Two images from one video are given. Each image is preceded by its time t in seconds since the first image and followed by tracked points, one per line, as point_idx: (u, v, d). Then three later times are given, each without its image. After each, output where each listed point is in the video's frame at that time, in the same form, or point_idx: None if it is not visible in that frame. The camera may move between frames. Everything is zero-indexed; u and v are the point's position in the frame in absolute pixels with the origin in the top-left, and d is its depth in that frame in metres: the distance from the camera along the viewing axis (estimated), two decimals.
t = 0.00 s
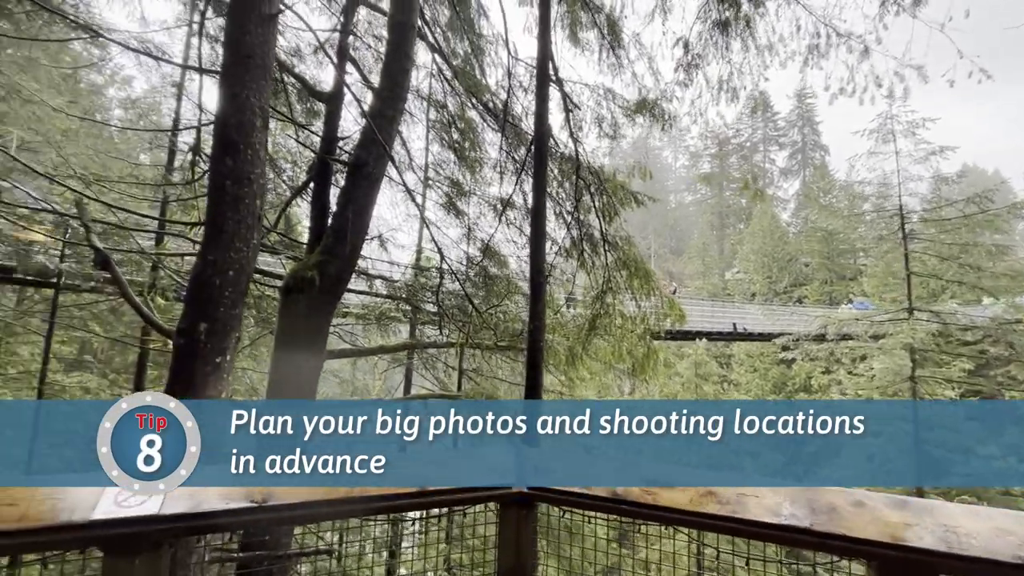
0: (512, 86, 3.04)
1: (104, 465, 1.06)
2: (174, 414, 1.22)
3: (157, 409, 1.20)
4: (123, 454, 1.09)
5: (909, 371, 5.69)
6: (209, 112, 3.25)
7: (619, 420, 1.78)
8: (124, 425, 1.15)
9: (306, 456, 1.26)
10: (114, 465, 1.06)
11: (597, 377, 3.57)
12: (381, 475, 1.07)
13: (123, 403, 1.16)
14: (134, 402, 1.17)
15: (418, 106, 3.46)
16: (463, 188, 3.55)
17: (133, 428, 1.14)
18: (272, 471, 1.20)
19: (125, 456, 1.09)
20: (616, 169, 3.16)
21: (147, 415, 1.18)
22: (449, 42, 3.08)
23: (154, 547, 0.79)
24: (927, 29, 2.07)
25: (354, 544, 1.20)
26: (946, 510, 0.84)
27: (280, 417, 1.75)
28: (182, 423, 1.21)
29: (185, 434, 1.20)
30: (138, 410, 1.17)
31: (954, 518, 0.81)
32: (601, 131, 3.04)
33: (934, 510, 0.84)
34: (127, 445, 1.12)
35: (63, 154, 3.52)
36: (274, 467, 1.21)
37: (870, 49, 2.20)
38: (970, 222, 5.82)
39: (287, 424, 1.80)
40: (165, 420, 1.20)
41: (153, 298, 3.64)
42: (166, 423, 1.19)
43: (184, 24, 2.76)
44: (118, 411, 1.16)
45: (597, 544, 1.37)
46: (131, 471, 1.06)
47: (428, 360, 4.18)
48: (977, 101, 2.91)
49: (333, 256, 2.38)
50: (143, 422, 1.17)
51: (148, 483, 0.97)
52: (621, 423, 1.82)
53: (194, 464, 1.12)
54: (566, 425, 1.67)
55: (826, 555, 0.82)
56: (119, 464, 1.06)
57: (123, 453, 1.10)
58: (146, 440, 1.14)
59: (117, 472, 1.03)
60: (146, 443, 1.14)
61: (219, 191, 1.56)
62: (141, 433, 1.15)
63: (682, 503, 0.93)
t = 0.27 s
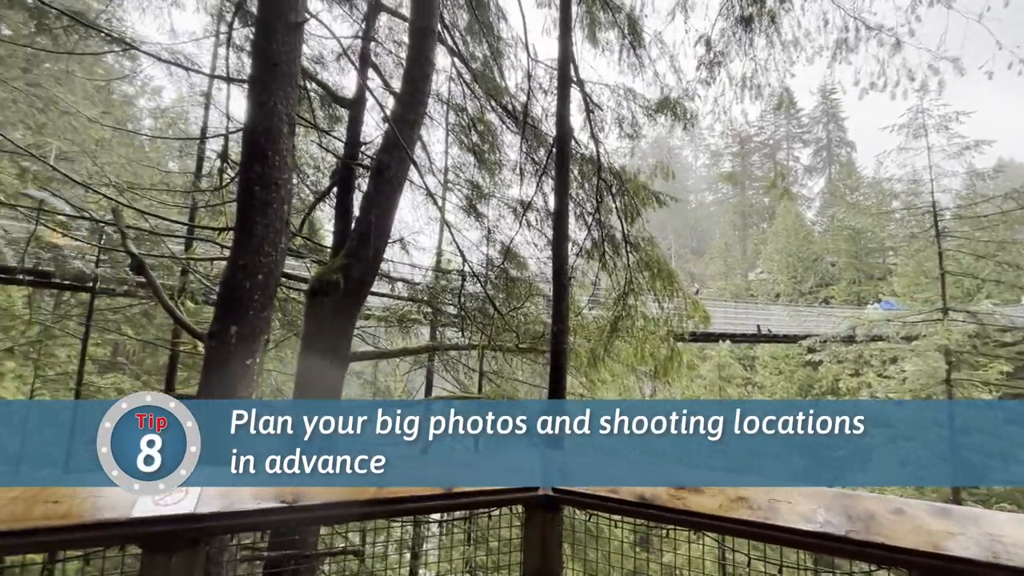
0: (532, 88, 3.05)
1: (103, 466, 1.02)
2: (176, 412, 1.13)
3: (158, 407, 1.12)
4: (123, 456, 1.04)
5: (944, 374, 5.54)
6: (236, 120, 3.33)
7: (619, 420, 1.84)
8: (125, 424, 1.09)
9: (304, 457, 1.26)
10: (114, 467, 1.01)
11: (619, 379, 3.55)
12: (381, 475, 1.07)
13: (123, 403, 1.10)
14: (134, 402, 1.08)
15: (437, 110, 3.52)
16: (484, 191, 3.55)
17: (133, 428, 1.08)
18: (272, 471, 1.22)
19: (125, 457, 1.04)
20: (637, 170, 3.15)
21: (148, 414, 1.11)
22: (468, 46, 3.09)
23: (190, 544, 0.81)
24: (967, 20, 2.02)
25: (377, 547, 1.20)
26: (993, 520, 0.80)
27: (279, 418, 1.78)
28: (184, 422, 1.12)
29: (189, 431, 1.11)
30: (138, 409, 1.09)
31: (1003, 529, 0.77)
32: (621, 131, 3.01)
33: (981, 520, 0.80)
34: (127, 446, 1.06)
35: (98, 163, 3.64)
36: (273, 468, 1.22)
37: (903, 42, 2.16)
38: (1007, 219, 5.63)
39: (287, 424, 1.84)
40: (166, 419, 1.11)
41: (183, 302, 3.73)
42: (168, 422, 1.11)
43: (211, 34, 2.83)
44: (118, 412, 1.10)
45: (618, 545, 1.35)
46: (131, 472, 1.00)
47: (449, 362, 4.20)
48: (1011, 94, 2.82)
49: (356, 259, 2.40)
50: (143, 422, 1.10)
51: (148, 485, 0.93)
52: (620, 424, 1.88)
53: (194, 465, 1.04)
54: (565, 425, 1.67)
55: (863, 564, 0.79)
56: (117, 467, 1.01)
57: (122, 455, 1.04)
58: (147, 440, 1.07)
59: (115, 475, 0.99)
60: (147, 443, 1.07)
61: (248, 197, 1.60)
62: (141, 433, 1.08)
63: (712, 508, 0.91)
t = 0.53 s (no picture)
0: (552, 89, 3.05)
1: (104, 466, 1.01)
2: (175, 412, 1.08)
3: (156, 406, 1.07)
4: (123, 454, 1.02)
5: (982, 377, 5.48)
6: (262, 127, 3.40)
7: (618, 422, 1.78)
8: (125, 422, 1.06)
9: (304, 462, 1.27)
10: (114, 466, 1.01)
11: (642, 382, 3.52)
12: (381, 475, 1.05)
13: (122, 402, 1.06)
14: (133, 402, 1.04)
15: (458, 114, 3.57)
16: (504, 193, 3.60)
17: (132, 428, 1.05)
18: (269, 471, 1.18)
19: (125, 457, 1.02)
20: (659, 170, 3.11)
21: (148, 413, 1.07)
22: (487, 49, 3.11)
23: (223, 543, 0.83)
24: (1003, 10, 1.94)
25: (402, 547, 1.20)
26: None
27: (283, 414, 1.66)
28: (184, 421, 1.09)
29: (190, 430, 1.09)
30: (137, 409, 1.05)
31: None
32: (642, 131, 3.00)
33: None
34: (126, 447, 1.04)
35: (132, 172, 3.76)
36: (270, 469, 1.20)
37: (938, 34, 2.10)
38: None
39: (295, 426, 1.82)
40: (165, 420, 1.07)
41: (212, 305, 3.82)
42: (167, 423, 1.07)
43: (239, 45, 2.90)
44: (118, 411, 1.06)
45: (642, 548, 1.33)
46: (132, 472, 1.00)
47: (470, 364, 4.22)
48: None
49: (380, 262, 2.43)
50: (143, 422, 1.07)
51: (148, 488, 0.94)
52: (621, 424, 1.89)
53: (195, 464, 1.04)
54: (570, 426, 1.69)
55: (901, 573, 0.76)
56: (116, 468, 1.00)
57: (122, 455, 1.02)
58: (147, 441, 1.05)
59: (116, 476, 0.99)
60: (146, 444, 1.05)
61: (276, 203, 1.63)
62: (140, 433, 1.05)
63: (742, 514, 0.88)
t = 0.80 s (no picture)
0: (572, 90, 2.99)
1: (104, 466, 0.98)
2: (175, 412, 1.05)
3: (156, 405, 1.04)
4: (123, 454, 1.00)
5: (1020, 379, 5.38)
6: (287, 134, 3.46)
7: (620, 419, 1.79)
8: (125, 422, 1.03)
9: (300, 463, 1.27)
10: (113, 467, 0.98)
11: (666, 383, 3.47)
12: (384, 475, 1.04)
13: (121, 401, 1.03)
14: (133, 402, 1.02)
15: (479, 117, 3.61)
16: (525, 195, 3.60)
17: (132, 428, 1.01)
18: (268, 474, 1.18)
19: (124, 457, 0.99)
20: (682, 169, 3.06)
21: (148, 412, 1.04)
22: (506, 51, 3.08)
23: (258, 540, 0.86)
24: None
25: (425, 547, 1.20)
26: None
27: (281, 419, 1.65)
28: (184, 421, 1.06)
29: (190, 430, 1.06)
30: (137, 409, 1.02)
31: None
32: (664, 130, 2.96)
33: None
34: (126, 446, 1.01)
35: (163, 179, 3.86)
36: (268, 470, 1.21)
37: (974, 23, 2.07)
38: None
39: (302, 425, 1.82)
40: (165, 419, 1.04)
41: (240, 307, 3.91)
42: (167, 423, 1.04)
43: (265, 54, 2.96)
44: (117, 410, 1.03)
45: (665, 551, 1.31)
46: (132, 472, 0.97)
47: (492, 365, 4.23)
48: None
49: (403, 265, 2.46)
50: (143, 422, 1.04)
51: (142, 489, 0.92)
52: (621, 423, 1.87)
53: (196, 465, 1.02)
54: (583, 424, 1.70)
55: None
56: (116, 468, 0.97)
57: (122, 456, 0.99)
58: (147, 441, 1.02)
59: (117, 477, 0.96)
60: (146, 443, 1.02)
61: (303, 208, 1.66)
62: (140, 433, 1.02)
63: (773, 519, 0.86)
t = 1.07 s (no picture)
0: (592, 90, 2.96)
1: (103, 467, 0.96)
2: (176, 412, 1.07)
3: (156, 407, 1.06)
4: (122, 454, 0.98)
5: None
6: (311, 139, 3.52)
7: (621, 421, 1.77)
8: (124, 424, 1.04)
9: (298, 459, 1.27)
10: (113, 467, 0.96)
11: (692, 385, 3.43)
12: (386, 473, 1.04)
13: (122, 402, 1.04)
14: (132, 402, 1.03)
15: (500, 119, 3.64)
16: (546, 196, 3.62)
17: (132, 428, 1.02)
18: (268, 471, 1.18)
19: (123, 457, 0.98)
20: (705, 168, 3.05)
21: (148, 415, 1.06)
22: (526, 53, 3.11)
23: (288, 539, 0.87)
24: None
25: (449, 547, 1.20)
26: None
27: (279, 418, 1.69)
28: (184, 421, 1.06)
29: (190, 431, 1.06)
30: (137, 409, 1.04)
31: None
32: (687, 128, 2.96)
33: None
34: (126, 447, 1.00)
35: (193, 185, 3.97)
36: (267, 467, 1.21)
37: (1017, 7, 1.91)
38: None
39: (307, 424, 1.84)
40: (166, 419, 1.05)
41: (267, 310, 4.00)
42: (168, 422, 1.04)
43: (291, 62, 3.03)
44: (117, 412, 1.04)
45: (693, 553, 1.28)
46: (132, 472, 0.95)
47: (513, 367, 4.23)
48: None
49: (426, 267, 2.47)
50: (144, 422, 1.05)
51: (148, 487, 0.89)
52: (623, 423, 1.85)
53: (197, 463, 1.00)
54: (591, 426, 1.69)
55: None
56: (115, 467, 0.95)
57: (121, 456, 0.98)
58: (147, 440, 1.02)
59: (116, 477, 0.93)
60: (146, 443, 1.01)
61: (329, 212, 1.69)
62: (140, 434, 1.02)
63: (807, 525, 0.84)
